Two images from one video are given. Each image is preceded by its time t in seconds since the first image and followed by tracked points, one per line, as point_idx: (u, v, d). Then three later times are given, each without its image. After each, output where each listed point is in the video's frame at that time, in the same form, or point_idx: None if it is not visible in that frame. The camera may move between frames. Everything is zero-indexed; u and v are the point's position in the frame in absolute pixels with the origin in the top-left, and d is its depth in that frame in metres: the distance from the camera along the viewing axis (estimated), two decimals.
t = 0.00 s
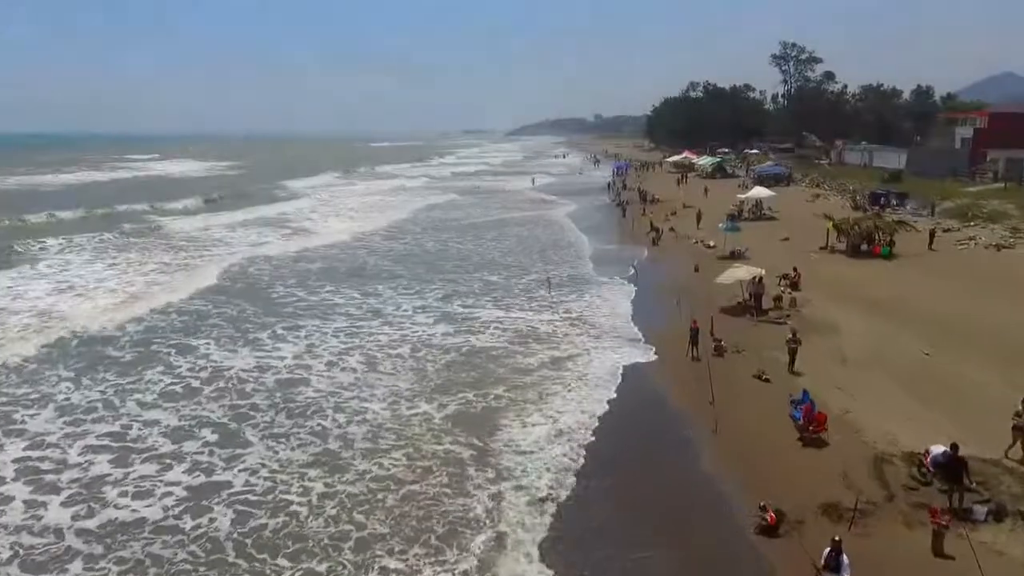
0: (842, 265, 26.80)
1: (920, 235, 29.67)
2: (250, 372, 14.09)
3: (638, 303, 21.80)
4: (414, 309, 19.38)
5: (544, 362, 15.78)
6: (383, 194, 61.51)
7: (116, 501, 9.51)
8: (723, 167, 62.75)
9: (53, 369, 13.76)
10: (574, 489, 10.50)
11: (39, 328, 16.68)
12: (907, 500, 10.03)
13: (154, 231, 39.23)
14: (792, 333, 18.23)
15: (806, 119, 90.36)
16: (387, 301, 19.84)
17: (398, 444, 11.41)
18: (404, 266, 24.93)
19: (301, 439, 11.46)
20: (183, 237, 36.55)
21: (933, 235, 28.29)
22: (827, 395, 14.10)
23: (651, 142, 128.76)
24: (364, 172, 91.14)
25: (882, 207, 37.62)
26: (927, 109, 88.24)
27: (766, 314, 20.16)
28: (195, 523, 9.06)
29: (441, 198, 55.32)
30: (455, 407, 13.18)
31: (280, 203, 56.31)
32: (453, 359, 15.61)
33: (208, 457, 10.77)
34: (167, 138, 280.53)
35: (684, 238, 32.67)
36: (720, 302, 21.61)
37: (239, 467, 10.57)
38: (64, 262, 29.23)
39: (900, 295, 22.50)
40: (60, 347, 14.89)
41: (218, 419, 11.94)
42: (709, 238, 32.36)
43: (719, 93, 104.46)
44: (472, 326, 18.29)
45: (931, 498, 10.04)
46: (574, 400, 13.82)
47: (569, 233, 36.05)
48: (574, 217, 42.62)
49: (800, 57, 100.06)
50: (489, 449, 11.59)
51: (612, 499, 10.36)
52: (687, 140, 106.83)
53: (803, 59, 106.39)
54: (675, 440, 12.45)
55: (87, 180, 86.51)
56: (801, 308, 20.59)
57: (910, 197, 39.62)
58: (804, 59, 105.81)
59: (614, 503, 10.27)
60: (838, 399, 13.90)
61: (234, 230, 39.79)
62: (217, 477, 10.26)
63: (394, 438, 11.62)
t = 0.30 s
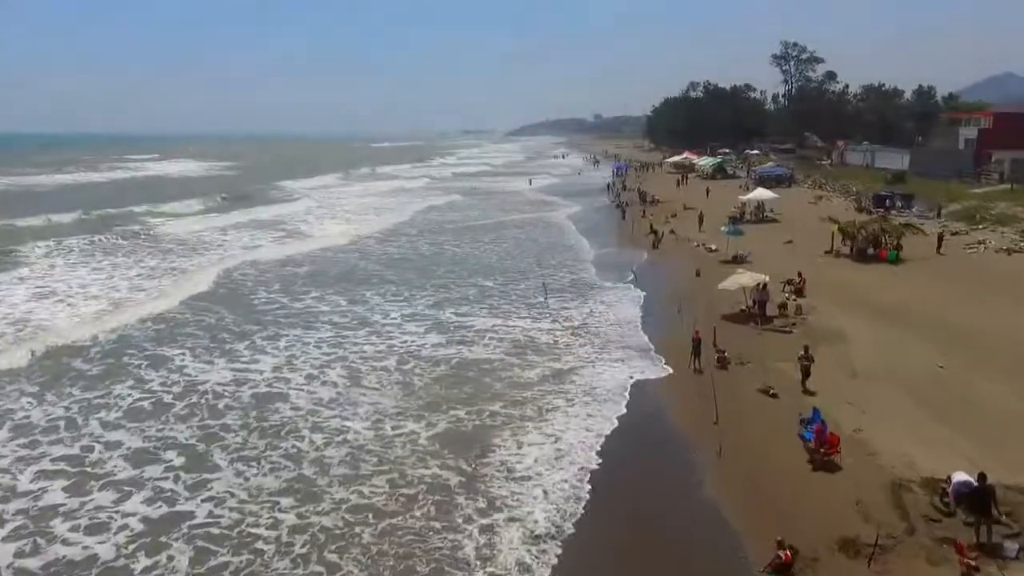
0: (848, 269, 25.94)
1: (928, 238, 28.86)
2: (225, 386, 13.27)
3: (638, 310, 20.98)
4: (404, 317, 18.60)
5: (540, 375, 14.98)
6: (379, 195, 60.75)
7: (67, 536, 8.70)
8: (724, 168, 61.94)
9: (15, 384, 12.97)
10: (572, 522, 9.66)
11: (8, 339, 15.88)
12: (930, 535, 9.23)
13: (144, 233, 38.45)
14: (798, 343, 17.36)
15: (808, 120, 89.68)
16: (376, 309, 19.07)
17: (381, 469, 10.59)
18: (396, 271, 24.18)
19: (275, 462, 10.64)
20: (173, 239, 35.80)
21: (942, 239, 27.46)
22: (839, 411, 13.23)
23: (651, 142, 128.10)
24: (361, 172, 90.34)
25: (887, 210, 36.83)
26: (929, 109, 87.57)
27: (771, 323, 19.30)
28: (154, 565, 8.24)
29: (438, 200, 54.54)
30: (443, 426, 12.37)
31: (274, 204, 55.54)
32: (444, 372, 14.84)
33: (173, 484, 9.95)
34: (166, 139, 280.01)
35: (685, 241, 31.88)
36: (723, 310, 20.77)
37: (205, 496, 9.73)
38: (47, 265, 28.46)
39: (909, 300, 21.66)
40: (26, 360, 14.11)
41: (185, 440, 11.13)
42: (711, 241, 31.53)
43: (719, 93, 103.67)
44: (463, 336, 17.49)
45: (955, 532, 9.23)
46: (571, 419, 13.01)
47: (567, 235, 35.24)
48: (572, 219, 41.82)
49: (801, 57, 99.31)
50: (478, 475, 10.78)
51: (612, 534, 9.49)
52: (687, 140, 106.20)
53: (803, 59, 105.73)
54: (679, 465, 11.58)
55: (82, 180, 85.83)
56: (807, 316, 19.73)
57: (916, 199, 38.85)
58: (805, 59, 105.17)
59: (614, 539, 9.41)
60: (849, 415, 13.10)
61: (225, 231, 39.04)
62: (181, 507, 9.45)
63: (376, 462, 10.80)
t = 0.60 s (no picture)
0: (854, 275, 25.19)
1: (936, 242, 28.04)
2: (195, 403, 12.45)
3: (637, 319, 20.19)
4: (391, 328, 17.78)
5: (534, 391, 14.14)
6: (375, 196, 59.96)
7: None
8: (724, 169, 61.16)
9: None
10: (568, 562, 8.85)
11: None
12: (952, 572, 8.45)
13: (132, 236, 37.61)
14: (806, 358, 16.57)
15: (809, 120, 88.89)
16: (363, 320, 18.25)
17: (359, 501, 9.76)
18: (387, 277, 23.35)
19: (243, 492, 9.81)
20: (160, 243, 34.96)
21: (950, 243, 26.63)
22: (851, 434, 12.44)
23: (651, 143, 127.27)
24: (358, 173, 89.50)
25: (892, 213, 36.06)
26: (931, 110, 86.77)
27: (776, 334, 18.51)
28: None
29: (435, 202, 53.74)
30: (428, 449, 11.55)
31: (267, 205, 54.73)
32: (431, 389, 14.01)
33: (127, 518, 9.11)
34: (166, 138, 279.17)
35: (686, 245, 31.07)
36: (726, 319, 19.98)
37: (162, 532, 8.89)
38: (28, 269, 27.62)
39: (918, 307, 20.90)
40: None
41: (146, 467, 10.29)
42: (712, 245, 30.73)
43: (719, 93, 102.87)
44: (452, 348, 16.71)
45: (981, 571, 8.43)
46: (569, 441, 12.17)
47: (565, 239, 34.44)
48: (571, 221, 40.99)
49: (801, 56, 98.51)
50: (465, 506, 9.96)
51: (616, 547, 9.25)
52: (686, 141, 105.37)
53: (804, 59, 104.94)
54: (683, 490, 10.85)
55: (76, 180, 84.99)
56: (813, 326, 18.95)
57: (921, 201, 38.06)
58: (806, 59, 104.36)
59: (615, 553, 9.15)
60: (861, 436, 12.37)
61: (215, 234, 38.25)
62: (135, 546, 8.61)
63: (354, 492, 9.96)
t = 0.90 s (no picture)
0: (861, 281, 24.38)
1: (946, 247, 27.16)
2: (158, 424, 11.73)
3: (636, 330, 19.40)
4: (377, 340, 17.04)
5: (528, 410, 13.30)
6: (371, 198, 59.24)
7: None
8: (725, 170, 60.36)
9: None
10: None
11: None
12: None
13: (121, 240, 36.95)
14: (816, 372, 15.69)
15: (810, 121, 88.09)
16: (348, 332, 17.47)
17: (330, 541, 8.88)
18: (376, 283, 22.57)
19: (201, 530, 8.93)
20: (148, 246, 34.28)
21: (961, 248, 25.74)
22: (869, 458, 11.55)
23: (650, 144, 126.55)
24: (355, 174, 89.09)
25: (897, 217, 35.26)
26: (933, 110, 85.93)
27: (783, 346, 17.64)
28: None
29: (431, 204, 53.01)
30: (413, 477, 10.70)
31: (261, 207, 54.15)
32: (417, 409, 13.18)
33: (68, 560, 8.25)
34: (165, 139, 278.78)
35: (687, 249, 30.23)
36: (730, 329, 19.12)
37: None
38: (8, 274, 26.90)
39: (930, 317, 20.00)
40: None
41: (95, 501, 9.44)
42: (714, 249, 29.88)
43: (719, 94, 102.19)
44: (439, 360, 15.97)
45: None
46: (569, 467, 11.31)
47: (563, 242, 33.64)
48: (569, 224, 40.20)
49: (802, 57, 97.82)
50: (452, 543, 9.10)
51: (620, 554, 9.17)
52: (687, 141, 104.59)
53: (804, 59, 104.19)
54: (687, 516, 10.14)
55: (72, 181, 84.58)
56: (822, 338, 18.07)
57: (927, 204, 37.18)
58: (806, 59, 103.60)
59: (616, 556, 9.09)
60: (878, 460, 11.49)
61: (204, 238, 37.63)
62: None
63: (327, 531, 9.09)
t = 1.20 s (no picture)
0: (869, 289, 23.55)
1: (957, 253, 26.29)
2: (116, 451, 11.19)
3: (634, 341, 18.61)
4: (361, 353, 16.30)
5: (518, 431, 12.52)
6: (367, 200, 58.62)
7: None
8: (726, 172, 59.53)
9: None
10: None
11: None
12: None
13: (110, 245, 36.41)
14: (829, 391, 14.85)
15: (813, 122, 87.26)
16: (331, 345, 16.73)
17: None
18: (364, 290, 21.86)
19: None
20: (137, 251, 33.70)
21: (973, 255, 24.89)
22: (889, 491, 10.72)
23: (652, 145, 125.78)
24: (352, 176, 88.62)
25: (903, 221, 34.42)
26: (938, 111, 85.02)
27: (791, 360, 16.80)
28: None
29: (427, 206, 52.37)
30: (395, 514, 9.80)
31: (256, 209, 53.65)
32: (401, 432, 12.36)
33: None
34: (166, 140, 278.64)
35: (687, 255, 29.42)
36: (734, 341, 18.29)
37: None
38: None
39: (946, 329, 19.12)
40: None
41: (33, 543, 8.84)
42: (716, 255, 29.06)
43: (719, 94, 101.47)
44: (423, 374, 15.24)
45: None
46: (570, 500, 10.42)
47: (560, 246, 32.88)
48: (567, 227, 39.47)
49: (803, 57, 97.09)
50: None
51: None
52: (687, 142, 103.84)
53: (807, 60, 103.38)
54: (699, 556, 9.39)
55: (69, 182, 84.29)
56: (833, 352, 17.22)
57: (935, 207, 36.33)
58: (808, 60, 102.78)
59: None
60: (898, 492, 10.65)
61: (195, 241, 37.04)
62: None
63: None
